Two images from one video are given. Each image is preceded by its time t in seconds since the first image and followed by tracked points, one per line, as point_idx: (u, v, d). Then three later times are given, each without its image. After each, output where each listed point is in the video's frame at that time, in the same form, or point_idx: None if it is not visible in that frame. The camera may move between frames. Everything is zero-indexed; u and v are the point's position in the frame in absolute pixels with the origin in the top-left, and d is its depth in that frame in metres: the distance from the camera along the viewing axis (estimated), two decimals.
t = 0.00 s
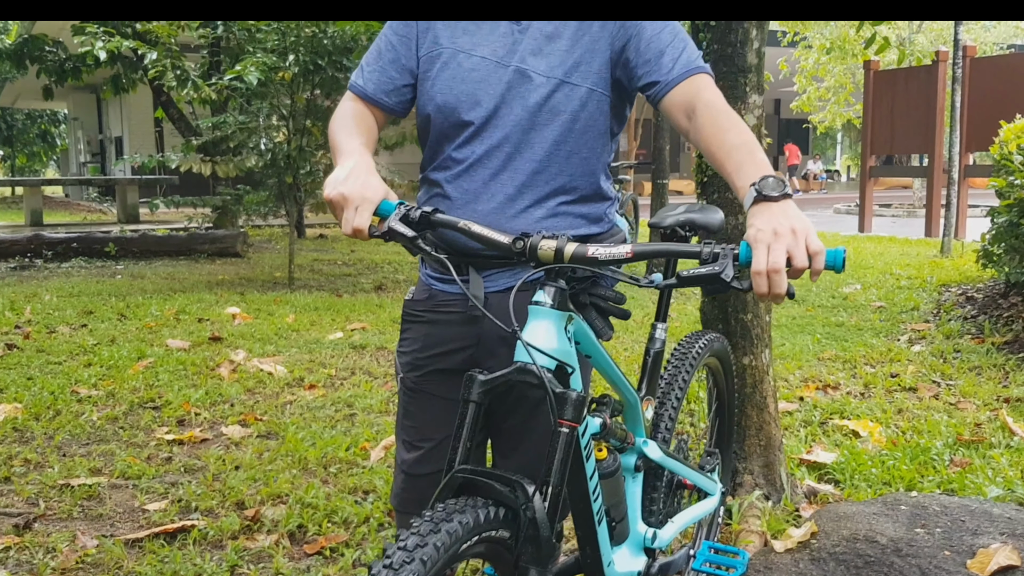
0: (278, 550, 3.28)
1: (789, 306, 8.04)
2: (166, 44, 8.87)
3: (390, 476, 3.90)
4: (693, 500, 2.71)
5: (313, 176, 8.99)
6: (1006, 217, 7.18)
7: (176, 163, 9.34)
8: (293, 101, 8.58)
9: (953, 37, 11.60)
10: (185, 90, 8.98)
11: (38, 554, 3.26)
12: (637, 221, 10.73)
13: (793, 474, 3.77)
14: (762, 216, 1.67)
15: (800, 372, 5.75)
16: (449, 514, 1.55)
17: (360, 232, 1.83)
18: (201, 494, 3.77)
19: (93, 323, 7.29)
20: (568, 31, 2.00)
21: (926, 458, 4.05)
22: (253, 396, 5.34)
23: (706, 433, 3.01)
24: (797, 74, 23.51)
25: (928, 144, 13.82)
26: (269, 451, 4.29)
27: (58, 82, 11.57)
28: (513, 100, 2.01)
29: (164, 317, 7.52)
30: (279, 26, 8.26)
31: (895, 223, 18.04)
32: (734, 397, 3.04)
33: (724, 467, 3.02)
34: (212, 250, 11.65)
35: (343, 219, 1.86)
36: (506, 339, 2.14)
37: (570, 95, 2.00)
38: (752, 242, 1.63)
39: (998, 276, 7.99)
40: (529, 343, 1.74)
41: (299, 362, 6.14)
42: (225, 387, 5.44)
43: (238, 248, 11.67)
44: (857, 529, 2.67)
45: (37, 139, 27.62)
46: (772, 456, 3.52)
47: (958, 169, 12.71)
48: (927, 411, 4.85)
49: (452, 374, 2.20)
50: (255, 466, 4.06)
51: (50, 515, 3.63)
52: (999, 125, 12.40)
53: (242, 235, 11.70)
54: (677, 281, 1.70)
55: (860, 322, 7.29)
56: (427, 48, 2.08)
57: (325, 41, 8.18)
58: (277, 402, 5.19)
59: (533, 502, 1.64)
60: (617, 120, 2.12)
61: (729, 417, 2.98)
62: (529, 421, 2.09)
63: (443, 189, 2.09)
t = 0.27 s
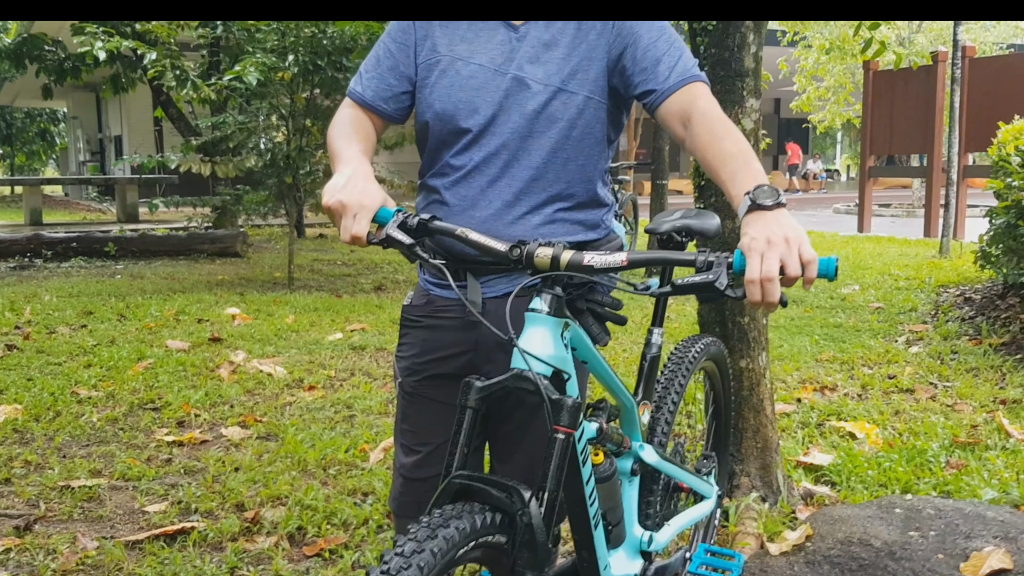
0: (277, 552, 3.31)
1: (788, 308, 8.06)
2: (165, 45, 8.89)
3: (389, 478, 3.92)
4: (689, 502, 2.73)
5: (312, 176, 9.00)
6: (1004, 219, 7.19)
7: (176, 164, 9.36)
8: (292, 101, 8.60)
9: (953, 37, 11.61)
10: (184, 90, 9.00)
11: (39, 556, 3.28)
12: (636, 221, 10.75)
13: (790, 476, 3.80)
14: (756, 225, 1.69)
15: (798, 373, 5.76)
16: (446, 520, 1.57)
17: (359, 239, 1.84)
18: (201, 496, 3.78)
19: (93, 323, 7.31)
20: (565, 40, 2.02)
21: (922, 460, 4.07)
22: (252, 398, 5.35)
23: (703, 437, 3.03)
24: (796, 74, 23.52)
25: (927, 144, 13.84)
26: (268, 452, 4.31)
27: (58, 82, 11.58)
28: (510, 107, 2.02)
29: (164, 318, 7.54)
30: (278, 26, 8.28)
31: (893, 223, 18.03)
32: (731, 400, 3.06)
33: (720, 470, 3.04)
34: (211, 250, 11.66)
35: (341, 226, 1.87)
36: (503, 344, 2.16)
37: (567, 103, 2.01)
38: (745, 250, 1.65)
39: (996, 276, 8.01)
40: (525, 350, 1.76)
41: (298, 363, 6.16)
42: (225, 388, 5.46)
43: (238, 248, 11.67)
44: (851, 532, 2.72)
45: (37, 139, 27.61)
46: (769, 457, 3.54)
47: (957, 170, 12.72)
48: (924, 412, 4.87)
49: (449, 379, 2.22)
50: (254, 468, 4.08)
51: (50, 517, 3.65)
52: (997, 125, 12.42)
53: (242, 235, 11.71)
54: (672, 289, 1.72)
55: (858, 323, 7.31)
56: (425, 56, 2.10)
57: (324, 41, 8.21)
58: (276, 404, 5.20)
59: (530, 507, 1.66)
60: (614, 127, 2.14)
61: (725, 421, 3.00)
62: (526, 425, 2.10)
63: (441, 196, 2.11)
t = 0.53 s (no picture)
0: (275, 554, 3.33)
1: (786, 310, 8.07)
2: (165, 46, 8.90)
3: (387, 480, 3.94)
4: (685, 507, 2.75)
5: (312, 178, 9.01)
6: (1001, 222, 7.20)
7: (175, 164, 9.37)
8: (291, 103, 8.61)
9: (952, 39, 11.63)
10: (184, 92, 9.01)
11: (38, 558, 3.29)
12: (635, 222, 10.76)
13: (786, 479, 3.82)
14: (749, 234, 1.70)
15: (795, 375, 5.78)
16: (439, 528, 1.59)
17: (357, 247, 1.86)
18: (199, 498, 3.80)
19: (92, 324, 7.33)
20: (561, 49, 2.03)
21: (917, 463, 4.09)
22: (251, 399, 5.37)
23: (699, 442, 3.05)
24: (796, 75, 23.54)
25: (926, 146, 13.86)
26: (267, 454, 4.32)
27: (58, 82, 11.59)
28: (507, 115, 2.03)
29: (163, 318, 7.55)
30: (278, 28, 8.29)
31: (892, 224, 18.05)
32: (727, 404, 3.08)
33: (716, 474, 3.06)
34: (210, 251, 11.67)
35: (339, 234, 1.89)
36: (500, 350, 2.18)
37: (563, 112, 2.03)
38: (738, 260, 1.67)
39: (993, 279, 8.03)
40: (520, 358, 1.78)
41: (297, 364, 6.17)
42: (224, 390, 5.47)
43: (237, 249, 11.68)
44: (845, 537, 2.75)
45: (37, 139, 27.62)
46: (765, 461, 3.56)
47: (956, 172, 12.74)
48: (920, 416, 4.89)
49: (446, 384, 2.24)
50: (253, 470, 4.09)
51: (50, 519, 3.66)
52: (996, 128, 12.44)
53: (241, 235, 11.72)
54: (666, 298, 1.74)
55: (856, 326, 7.33)
56: (423, 65, 2.11)
57: (324, 43, 8.21)
58: (275, 405, 5.22)
59: (524, 514, 1.67)
60: (610, 135, 2.15)
61: (722, 425, 3.02)
62: (522, 431, 2.12)
63: (439, 203, 2.12)
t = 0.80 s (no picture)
0: (273, 555, 3.35)
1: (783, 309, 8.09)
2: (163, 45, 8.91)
3: (384, 481, 3.96)
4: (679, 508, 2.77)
5: (310, 177, 9.03)
6: (997, 222, 7.22)
7: (173, 163, 9.38)
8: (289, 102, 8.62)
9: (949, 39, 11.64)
10: (182, 91, 9.01)
11: (37, 558, 3.31)
12: (633, 221, 10.78)
13: (781, 480, 3.84)
14: (740, 242, 1.73)
15: (791, 376, 5.80)
16: (435, 531, 1.62)
17: (353, 253, 1.88)
18: (197, 499, 3.82)
19: (90, 324, 7.34)
20: (556, 57, 2.05)
21: (912, 464, 4.11)
22: (249, 399, 5.39)
23: (694, 443, 3.07)
24: (794, 74, 23.55)
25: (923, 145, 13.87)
26: (264, 455, 4.34)
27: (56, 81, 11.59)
28: (502, 123, 2.05)
29: (161, 318, 7.56)
30: (276, 28, 8.29)
31: (890, 223, 18.07)
32: (721, 406, 3.10)
33: (710, 476, 3.08)
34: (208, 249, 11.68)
35: (335, 241, 1.91)
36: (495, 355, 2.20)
37: (557, 119, 2.04)
38: (729, 268, 1.69)
39: (989, 279, 8.05)
40: (513, 364, 1.80)
41: (295, 364, 6.19)
42: (222, 390, 5.49)
43: (235, 248, 11.69)
44: (838, 539, 2.79)
45: (35, 137, 27.60)
46: (760, 462, 3.58)
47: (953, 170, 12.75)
48: (916, 416, 4.92)
49: (442, 388, 2.26)
50: (250, 470, 4.11)
51: (48, 519, 3.68)
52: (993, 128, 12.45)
53: (239, 234, 11.72)
54: (659, 304, 1.76)
55: (852, 326, 7.35)
56: (419, 72, 2.14)
57: (322, 43, 8.19)
58: (273, 406, 5.24)
59: (517, 518, 1.71)
60: (604, 142, 2.17)
61: (716, 427, 3.04)
62: (516, 435, 2.14)
63: (434, 209, 2.14)
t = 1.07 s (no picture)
0: (271, 556, 3.36)
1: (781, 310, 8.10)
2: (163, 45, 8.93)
3: (382, 483, 3.97)
4: (675, 511, 2.79)
5: (309, 177, 9.04)
6: (995, 224, 7.23)
7: (173, 163, 9.38)
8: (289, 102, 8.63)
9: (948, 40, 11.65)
10: (181, 91, 9.02)
11: (36, 560, 3.32)
12: (632, 222, 10.79)
13: (777, 483, 3.86)
14: (734, 250, 1.74)
15: (789, 377, 5.81)
16: (433, 536, 1.64)
17: (351, 259, 1.90)
18: (196, 500, 3.83)
19: (89, 324, 7.36)
20: (553, 64, 2.07)
21: (908, 467, 4.12)
22: (248, 400, 5.40)
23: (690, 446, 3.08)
24: (794, 74, 23.56)
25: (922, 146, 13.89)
26: (263, 456, 4.35)
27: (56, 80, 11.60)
28: (500, 129, 2.06)
29: (160, 318, 7.58)
30: (276, 28, 8.30)
31: (889, 224, 18.08)
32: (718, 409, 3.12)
33: (707, 479, 3.10)
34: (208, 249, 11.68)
35: (333, 246, 1.93)
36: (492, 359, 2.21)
37: (555, 125, 2.06)
38: (723, 275, 1.70)
39: (987, 281, 8.07)
40: (509, 370, 1.82)
41: (294, 365, 6.20)
42: (221, 391, 5.51)
43: (235, 247, 11.70)
44: (833, 543, 2.81)
45: (35, 135, 27.59)
46: (756, 465, 3.60)
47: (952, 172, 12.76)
48: (913, 419, 4.93)
49: (439, 392, 2.27)
50: (249, 471, 4.12)
51: (48, 520, 3.69)
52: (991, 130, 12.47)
53: (238, 234, 11.73)
54: (654, 311, 1.77)
55: (850, 327, 7.36)
56: (418, 78, 2.16)
57: (321, 43, 8.20)
58: (272, 406, 5.25)
59: (514, 523, 1.72)
60: (601, 148, 2.18)
61: (713, 430, 3.06)
62: (513, 438, 2.15)
63: (432, 214, 2.16)
